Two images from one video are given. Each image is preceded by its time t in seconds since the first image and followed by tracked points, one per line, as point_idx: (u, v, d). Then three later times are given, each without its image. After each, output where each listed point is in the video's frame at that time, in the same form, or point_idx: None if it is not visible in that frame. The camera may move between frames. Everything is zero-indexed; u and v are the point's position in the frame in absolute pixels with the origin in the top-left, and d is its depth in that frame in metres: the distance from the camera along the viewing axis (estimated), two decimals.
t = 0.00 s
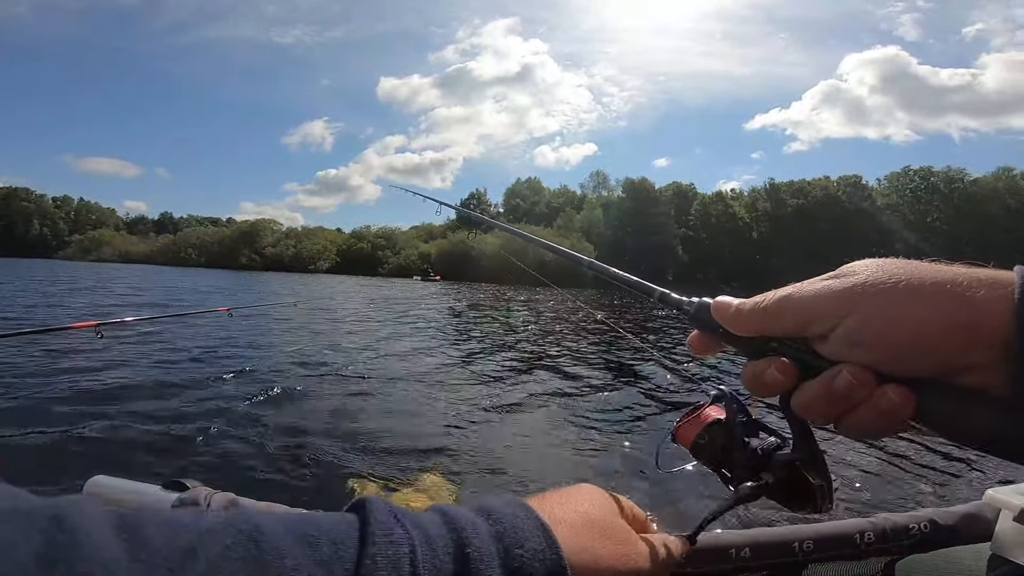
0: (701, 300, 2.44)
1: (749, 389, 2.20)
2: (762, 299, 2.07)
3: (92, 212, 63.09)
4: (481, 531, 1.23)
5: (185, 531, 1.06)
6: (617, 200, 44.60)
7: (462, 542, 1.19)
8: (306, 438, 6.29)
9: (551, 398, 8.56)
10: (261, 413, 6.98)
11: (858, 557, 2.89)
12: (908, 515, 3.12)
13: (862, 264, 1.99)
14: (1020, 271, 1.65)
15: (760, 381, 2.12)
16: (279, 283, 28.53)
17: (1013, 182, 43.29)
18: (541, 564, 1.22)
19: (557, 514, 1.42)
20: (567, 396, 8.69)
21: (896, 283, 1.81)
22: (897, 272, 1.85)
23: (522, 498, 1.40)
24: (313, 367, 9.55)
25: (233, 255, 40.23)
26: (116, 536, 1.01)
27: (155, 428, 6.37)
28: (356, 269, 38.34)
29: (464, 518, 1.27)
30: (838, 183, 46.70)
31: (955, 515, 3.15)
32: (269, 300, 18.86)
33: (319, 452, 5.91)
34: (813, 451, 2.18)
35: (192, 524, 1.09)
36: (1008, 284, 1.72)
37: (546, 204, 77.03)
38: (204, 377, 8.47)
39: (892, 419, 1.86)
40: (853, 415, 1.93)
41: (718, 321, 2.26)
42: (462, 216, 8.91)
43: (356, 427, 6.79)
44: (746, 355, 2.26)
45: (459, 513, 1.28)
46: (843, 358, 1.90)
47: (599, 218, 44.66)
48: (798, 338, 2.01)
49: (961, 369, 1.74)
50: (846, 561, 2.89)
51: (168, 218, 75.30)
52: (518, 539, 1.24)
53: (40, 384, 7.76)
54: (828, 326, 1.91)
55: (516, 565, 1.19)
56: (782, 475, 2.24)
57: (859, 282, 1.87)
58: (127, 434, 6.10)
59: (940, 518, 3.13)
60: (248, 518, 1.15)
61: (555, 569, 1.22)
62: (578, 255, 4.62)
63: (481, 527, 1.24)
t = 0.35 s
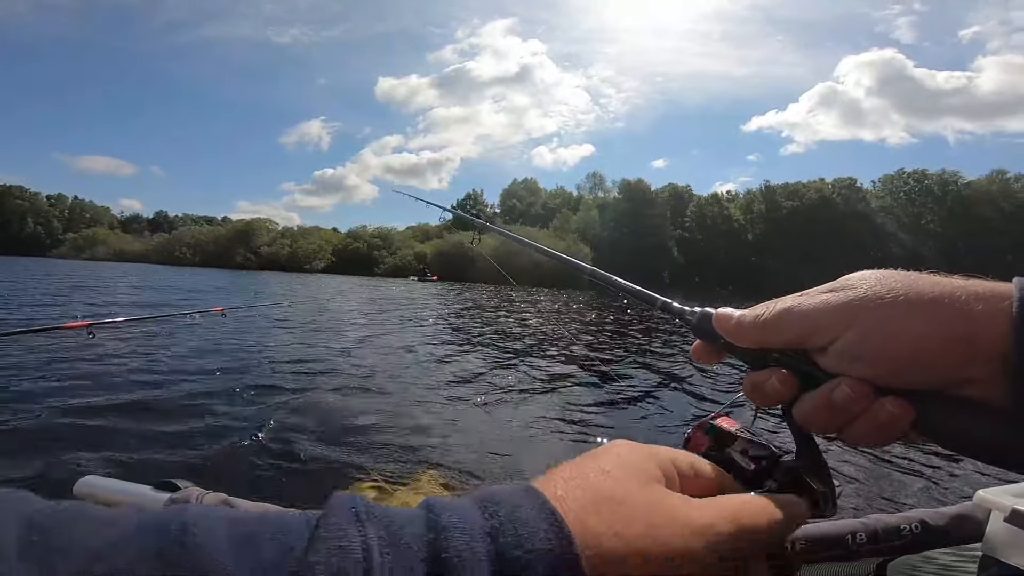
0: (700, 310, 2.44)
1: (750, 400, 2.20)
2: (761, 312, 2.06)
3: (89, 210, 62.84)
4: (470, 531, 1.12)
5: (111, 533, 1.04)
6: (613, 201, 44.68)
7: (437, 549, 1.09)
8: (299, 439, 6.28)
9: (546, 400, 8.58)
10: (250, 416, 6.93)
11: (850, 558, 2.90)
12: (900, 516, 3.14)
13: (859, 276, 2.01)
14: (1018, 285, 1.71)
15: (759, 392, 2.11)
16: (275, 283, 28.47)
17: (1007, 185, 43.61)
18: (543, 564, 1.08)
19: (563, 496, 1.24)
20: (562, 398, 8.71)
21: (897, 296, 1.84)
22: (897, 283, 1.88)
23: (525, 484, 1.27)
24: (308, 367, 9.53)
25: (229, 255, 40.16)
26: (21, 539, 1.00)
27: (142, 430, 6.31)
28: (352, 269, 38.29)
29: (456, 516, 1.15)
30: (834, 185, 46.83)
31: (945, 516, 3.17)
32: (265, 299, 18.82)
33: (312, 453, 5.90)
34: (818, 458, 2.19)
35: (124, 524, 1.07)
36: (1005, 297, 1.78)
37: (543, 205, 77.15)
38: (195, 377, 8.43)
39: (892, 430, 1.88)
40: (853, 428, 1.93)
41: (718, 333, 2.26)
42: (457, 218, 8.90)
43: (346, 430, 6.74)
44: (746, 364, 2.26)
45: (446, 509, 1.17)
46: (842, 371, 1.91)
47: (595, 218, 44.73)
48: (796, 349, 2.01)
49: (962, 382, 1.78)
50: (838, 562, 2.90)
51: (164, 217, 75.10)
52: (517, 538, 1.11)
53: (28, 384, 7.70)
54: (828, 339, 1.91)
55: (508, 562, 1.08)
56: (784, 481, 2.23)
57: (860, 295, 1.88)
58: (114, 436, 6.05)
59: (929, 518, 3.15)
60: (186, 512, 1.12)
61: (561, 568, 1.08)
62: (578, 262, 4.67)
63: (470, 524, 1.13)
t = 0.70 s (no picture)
0: (696, 312, 2.44)
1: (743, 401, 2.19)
2: (755, 314, 2.06)
3: (81, 207, 62.30)
4: (436, 492, 1.24)
5: (137, 501, 1.03)
6: (608, 200, 44.71)
7: (418, 504, 1.20)
8: (293, 436, 6.29)
9: (541, 399, 8.61)
10: (241, 413, 6.87)
11: (839, 557, 2.91)
12: (890, 514, 3.15)
13: (854, 278, 2.01)
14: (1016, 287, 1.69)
15: (754, 392, 2.10)
16: (270, 280, 28.36)
17: (999, 186, 43.87)
18: (500, 518, 1.23)
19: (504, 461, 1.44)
20: (557, 397, 8.74)
21: (893, 298, 1.83)
22: (892, 286, 1.87)
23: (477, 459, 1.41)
24: (303, 365, 9.52)
25: (223, 252, 39.94)
26: (73, 512, 0.97)
27: (132, 427, 6.25)
28: (347, 266, 38.16)
29: (427, 483, 1.25)
30: (828, 185, 46.99)
31: (935, 515, 3.18)
32: (259, 297, 18.74)
33: (308, 451, 5.91)
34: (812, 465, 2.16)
35: (145, 494, 1.06)
36: (1002, 299, 1.76)
37: (538, 203, 77.10)
38: (187, 375, 8.36)
39: (889, 433, 1.87)
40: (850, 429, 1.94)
41: (712, 335, 2.27)
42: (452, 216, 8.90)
43: (337, 428, 6.73)
44: (740, 365, 2.25)
45: (412, 474, 1.28)
46: (837, 373, 1.91)
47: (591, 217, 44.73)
48: (792, 351, 2.01)
49: (958, 383, 1.77)
50: (828, 561, 2.91)
51: (157, 214, 74.60)
52: (474, 494, 1.25)
53: (16, 381, 7.62)
54: (824, 340, 1.91)
55: (473, 521, 1.21)
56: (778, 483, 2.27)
57: (855, 295, 1.88)
58: (104, 433, 5.99)
59: (920, 518, 3.15)
60: (197, 485, 1.12)
61: (516, 523, 1.23)
62: (574, 263, 4.68)
63: (437, 487, 1.25)
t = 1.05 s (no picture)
0: (695, 304, 2.45)
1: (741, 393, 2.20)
2: (752, 305, 2.09)
3: (75, 204, 61.97)
4: (491, 561, 1.15)
5: (174, 543, 1.03)
6: (604, 197, 44.79)
7: (465, 561, 1.13)
8: (293, 434, 6.28)
9: (540, 394, 8.61)
10: (237, 411, 6.84)
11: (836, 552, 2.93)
12: (886, 509, 3.18)
13: (852, 270, 2.02)
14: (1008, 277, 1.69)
15: (749, 384, 2.12)
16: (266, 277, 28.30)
17: (992, 184, 44.23)
18: None
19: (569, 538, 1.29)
20: (556, 392, 8.74)
21: (888, 289, 1.85)
22: (887, 279, 1.88)
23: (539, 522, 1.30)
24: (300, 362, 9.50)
25: (218, 249, 39.84)
26: (91, 544, 0.98)
27: (127, 426, 6.21)
28: (343, 263, 38.10)
29: (477, 543, 1.18)
30: (823, 182, 47.20)
31: (930, 510, 3.21)
32: (255, 294, 18.70)
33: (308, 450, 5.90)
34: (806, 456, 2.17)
35: (184, 538, 1.05)
36: (995, 290, 1.76)
37: (534, 201, 77.21)
38: (183, 373, 8.33)
39: (885, 425, 1.88)
40: (845, 420, 1.96)
41: (712, 328, 2.28)
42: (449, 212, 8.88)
43: (338, 424, 6.73)
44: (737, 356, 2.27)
45: (469, 535, 1.21)
46: (834, 365, 1.94)
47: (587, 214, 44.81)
48: (791, 343, 2.03)
49: (952, 375, 1.78)
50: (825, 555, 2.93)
51: (152, 211, 74.35)
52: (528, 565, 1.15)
53: (12, 380, 7.58)
54: (821, 332, 1.93)
55: None
56: (774, 476, 2.26)
57: (850, 287, 1.89)
58: (98, 432, 5.95)
59: (916, 512, 3.18)
60: (241, 531, 1.10)
61: None
62: (571, 257, 4.68)
63: (491, 553, 1.16)
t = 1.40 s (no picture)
0: (695, 306, 2.44)
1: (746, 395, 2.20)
2: (752, 309, 2.08)
3: (73, 203, 61.76)
4: (460, 507, 1.06)
5: (77, 512, 0.99)
6: (603, 193, 44.81)
7: (429, 516, 1.04)
8: (290, 433, 6.27)
9: (539, 393, 8.61)
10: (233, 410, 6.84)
11: (834, 549, 2.94)
12: (885, 506, 3.18)
13: (851, 273, 2.02)
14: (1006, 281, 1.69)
15: (751, 385, 2.12)
16: (264, 275, 28.29)
17: (990, 181, 44.34)
18: (540, 537, 1.03)
19: (553, 472, 1.17)
20: (555, 392, 8.74)
21: (887, 292, 1.84)
22: (885, 282, 1.88)
23: (517, 459, 1.19)
24: (298, 360, 9.49)
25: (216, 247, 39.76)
26: None
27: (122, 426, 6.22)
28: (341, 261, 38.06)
29: (445, 490, 1.08)
30: (821, 179, 47.29)
31: (930, 508, 3.21)
32: (254, 292, 18.70)
33: (304, 448, 5.89)
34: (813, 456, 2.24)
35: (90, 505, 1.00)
36: (994, 293, 1.77)
37: (533, 198, 77.16)
38: (180, 371, 8.32)
39: (881, 427, 1.90)
40: (843, 422, 1.96)
41: (711, 330, 2.27)
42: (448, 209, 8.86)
43: (335, 423, 6.72)
44: (738, 358, 2.26)
45: (435, 482, 1.11)
46: (833, 367, 1.94)
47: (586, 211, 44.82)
48: (790, 346, 2.03)
49: (950, 379, 1.79)
50: (823, 553, 2.93)
51: (150, 208, 74.14)
52: (508, 515, 1.05)
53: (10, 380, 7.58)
54: (820, 335, 1.93)
55: (503, 546, 1.02)
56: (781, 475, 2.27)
57: (850, 291, 1.90)
58: (93, 432, 5.95)
59: (915, 509, 3.19)
60: (159, 492, 1.02)
61: (559, 547, 1.03)
62: (573, 257, 4.66)
63: (461, 499, 1.07)
